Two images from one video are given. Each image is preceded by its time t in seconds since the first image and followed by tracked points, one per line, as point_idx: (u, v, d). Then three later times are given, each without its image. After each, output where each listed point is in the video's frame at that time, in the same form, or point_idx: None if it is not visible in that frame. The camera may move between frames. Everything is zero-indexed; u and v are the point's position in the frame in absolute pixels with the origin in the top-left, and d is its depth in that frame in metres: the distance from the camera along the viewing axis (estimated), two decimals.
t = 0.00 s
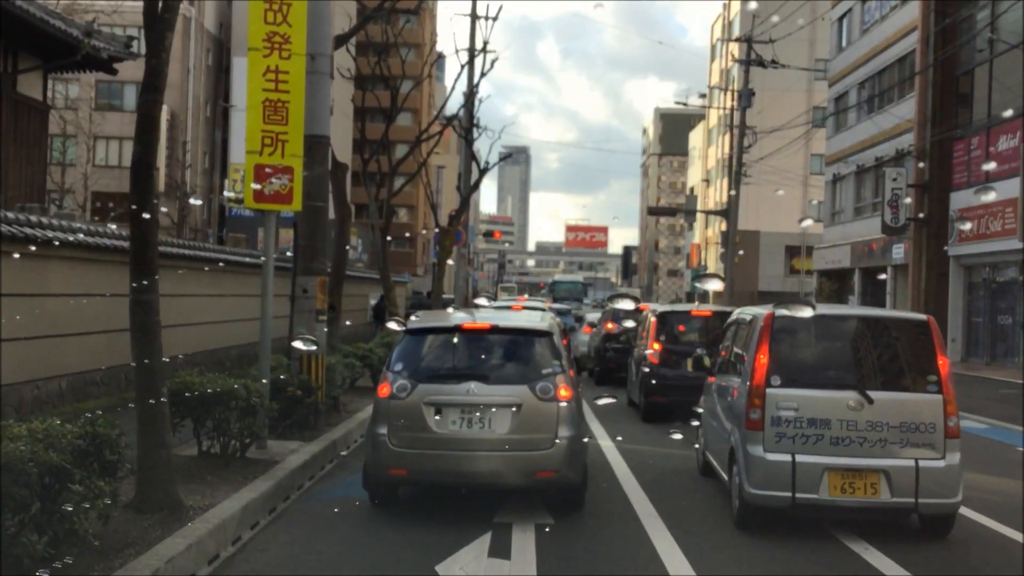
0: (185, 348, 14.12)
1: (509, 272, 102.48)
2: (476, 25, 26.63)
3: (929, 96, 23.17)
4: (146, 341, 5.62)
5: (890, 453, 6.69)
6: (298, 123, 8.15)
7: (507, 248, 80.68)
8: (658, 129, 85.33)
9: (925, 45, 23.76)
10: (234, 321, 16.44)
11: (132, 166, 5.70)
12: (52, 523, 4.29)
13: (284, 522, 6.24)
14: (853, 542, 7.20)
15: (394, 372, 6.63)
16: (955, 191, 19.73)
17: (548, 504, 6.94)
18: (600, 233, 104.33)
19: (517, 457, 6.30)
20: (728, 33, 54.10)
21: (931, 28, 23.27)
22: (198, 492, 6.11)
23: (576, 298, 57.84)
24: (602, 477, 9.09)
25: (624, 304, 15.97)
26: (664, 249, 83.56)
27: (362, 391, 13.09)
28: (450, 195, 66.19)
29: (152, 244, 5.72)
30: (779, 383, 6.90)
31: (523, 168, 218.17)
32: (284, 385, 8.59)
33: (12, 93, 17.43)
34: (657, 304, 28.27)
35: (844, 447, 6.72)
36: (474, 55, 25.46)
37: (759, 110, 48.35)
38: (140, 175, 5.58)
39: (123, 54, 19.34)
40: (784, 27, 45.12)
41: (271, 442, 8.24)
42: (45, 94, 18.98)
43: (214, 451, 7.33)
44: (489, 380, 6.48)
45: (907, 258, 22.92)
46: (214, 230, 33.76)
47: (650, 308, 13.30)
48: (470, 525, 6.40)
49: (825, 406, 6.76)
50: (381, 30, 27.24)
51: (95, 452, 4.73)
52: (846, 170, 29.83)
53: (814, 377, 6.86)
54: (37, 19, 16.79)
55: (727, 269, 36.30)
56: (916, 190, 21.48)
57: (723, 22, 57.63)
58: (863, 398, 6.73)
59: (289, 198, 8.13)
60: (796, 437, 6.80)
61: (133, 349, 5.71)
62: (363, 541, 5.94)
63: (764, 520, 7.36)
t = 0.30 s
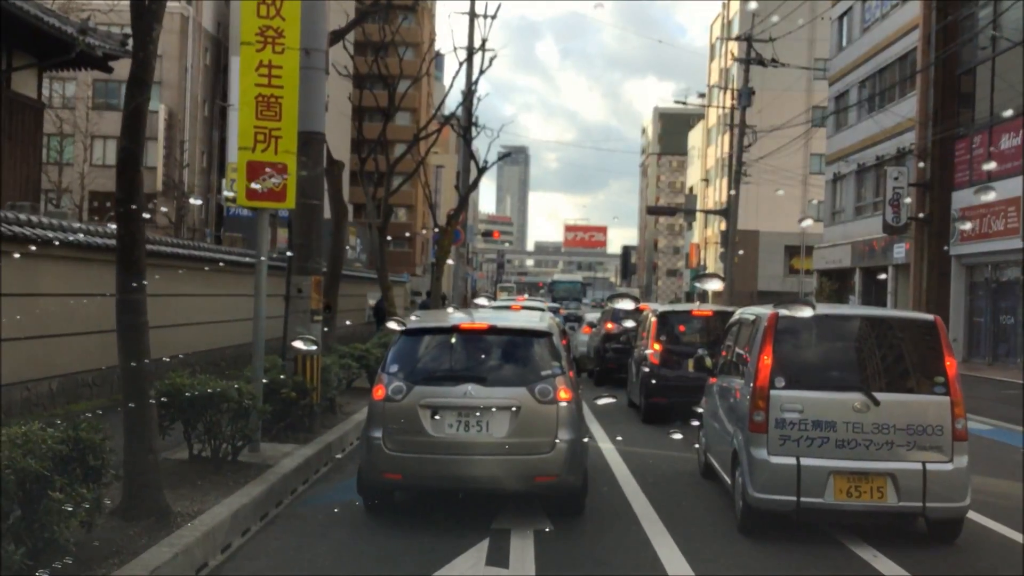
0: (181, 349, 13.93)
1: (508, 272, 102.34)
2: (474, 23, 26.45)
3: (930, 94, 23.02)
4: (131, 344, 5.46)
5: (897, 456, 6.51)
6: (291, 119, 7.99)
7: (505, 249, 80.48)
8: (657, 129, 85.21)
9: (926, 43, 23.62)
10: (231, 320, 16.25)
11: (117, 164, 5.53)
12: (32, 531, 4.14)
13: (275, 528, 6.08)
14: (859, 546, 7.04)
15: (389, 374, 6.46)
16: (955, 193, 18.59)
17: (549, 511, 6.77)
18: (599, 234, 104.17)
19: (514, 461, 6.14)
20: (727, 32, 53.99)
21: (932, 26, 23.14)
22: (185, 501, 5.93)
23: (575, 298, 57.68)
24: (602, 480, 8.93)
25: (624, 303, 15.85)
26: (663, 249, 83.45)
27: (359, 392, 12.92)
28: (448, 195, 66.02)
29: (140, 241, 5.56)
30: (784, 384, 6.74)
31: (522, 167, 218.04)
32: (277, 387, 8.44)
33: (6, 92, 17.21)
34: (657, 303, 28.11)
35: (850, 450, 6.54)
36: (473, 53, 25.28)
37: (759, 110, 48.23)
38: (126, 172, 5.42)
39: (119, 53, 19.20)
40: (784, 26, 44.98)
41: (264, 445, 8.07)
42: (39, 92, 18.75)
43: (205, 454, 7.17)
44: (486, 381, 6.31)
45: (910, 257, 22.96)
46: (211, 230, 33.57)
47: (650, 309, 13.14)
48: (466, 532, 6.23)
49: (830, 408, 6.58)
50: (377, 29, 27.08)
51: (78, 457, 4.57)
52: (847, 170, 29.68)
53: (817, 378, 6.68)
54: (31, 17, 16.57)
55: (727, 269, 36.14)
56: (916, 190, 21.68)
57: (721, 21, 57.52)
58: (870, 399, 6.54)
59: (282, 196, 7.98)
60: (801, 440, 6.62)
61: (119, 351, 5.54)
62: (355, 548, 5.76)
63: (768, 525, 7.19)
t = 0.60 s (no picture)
0: (178, 350, 13.79)
1: (507, 272, 102.22)
2: (472, 22, 26.29)
3: (932, 92, 22.88)
4: (119, 344, 5.32)
5: (904, 459, 6.34)
6: (286, 116, 7.87)
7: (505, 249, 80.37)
8: (656, 129, 85.08)
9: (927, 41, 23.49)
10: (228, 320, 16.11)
11: (106, 159, 5.40)
12: (14, 539, 4.00)
13: (268, 533, 5.93)
14: (863, 550, 6.89)
15: (385, 376, 6.32)
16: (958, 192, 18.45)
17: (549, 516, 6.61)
18: (599, 234, 104.04)
19: (512, 464, 6.00)
20: (726, 32, 53.92)
21: (934, 25, 23.01)
22: (176, 507, 5.79)
23: (574, 298, 57.58)
24: (603, 483, 8.80)
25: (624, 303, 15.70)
26: (663, 249, 83.42)
27: (356, 393, 12.78)
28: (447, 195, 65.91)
29: (130, 239, 5.43)
30: (788, 386, 6.57)
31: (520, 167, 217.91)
32: (272, 389, 8.34)
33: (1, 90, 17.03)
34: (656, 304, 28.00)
35: (855, 453, 6.38)
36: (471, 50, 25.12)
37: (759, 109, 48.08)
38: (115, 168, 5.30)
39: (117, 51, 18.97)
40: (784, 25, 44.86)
41: (258, 447, 7.92)
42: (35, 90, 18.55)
43: (197, 457, 7.04)
44: (484, 383, 6.16)
45: (910, 256, 22.83)
46: (209, 229, 33.42)
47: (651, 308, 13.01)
48: (462, 537, 6.08)
49: (835, 409, 6.42)
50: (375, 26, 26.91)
51: (63, 463, 4.42)
52: (847, 169, 29.55)
53: (822, 380, 6.52)
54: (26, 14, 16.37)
55: (727, 269, 36.02)
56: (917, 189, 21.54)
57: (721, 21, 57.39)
58: (875, 401, 6.38)
59: (276, 194, 7.84)
60: (805, 442, 6.46)
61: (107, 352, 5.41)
62: (348, 554, 5.62)
63: (772, 529, 7.04)
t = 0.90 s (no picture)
0: (176, 351, 13.67)
1: (507, 273, 102.07)
2: (471, 22, 26.14)
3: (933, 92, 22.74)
4: (108, 346, 5.19)
5: (909, 463, 6.21)
6: (281, 114, 7.74)
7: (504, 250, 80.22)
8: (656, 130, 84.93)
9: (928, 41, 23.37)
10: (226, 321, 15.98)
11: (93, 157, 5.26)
12: None
13: (260, 539, 5.80)
14: (867, 555, 6.76)
15: (381, 378, 6.19)
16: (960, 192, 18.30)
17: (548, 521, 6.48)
18: (598, 234, 103.89)
19: (511, 469, 5.87)
20: (726, 32, 53.76)
21: (935, 24, 22.87)
22: (167, 513, 5.66)
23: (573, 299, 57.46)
24: (603, 486, 8.68)
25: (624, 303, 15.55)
26: (662, 250, 83.29)
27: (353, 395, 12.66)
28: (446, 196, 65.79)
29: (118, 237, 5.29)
30: (792, 388, 6.42)
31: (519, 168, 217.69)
32: (267, 391, 8.22)
33: None
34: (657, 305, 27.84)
35: (861, 456, 6.24)
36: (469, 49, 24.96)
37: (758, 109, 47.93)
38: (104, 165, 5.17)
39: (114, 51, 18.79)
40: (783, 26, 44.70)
41: (252, 451, 7.79)
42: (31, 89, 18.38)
43: (190, 461, 6.91)
44: (483, 386, 6.03)
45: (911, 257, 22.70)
46: (208, 229, 33.30)
47: (651, 309, 12.88)
48: (458, 542, 5.95)
49: (840, 412, 6.27)
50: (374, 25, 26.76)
51: (47, 470, 4.31)
52: (847, 169, 29.42)
53: (825, 382, 6.38)
54: (22, 13, 16.20)
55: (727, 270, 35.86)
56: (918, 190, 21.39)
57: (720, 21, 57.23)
58: (881, 404, 6.24)
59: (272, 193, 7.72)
60: (809, 446, 6.32)
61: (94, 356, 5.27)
62: (342, 560, 5.50)
63: (776, 533, 6.91)
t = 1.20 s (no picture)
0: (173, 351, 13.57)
1: (506, 272, 101.95)
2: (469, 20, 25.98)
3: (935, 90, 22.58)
4: (96, 346, 5.05)
5: (916, 465, 6.07)
6: (276, 110, 7.59)
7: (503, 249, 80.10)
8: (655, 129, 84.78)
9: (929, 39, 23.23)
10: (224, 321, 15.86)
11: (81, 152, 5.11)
12: None
13: (253, 543, 5.67)
14: (872, 558, 6.64)
15: (377, 380, 6.04)
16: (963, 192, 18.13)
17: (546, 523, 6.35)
18: (597, 234, 103.77)
19: (509, 471, 5.73)
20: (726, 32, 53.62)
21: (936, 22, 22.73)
22: (157, 517, 5.53)
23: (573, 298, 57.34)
24: (604, 487, 8.54)
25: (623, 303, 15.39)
26: (662, 249, 83.11)
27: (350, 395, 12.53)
28: (446, 195, 65.67)
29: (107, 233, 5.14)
30: (796, 389, 6.27)
31: (518, 167, 217.43)
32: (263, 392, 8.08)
33: None
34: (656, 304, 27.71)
35: (867, 458, 6.10)
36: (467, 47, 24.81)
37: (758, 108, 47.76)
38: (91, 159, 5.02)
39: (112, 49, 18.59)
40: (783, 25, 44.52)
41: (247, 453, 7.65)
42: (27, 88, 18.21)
43: (181, 464, 6.77)
44: (481, 387, 5.89)
45: (912, 256, 22.57)
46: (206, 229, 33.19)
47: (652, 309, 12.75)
48: (454, 546, 5.81)
49: (846, 413, 6.13)
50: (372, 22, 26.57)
51: (31, 475, 4.18)
52: (848, 168, 29.27)
53: (831, 382, 6.24)
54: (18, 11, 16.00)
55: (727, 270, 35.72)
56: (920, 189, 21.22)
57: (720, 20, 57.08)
58: (887, 405, 6.10)
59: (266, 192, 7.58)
60: (814, 447, 6.17)
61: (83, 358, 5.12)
62: (336, 564, 5.37)
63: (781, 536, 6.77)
